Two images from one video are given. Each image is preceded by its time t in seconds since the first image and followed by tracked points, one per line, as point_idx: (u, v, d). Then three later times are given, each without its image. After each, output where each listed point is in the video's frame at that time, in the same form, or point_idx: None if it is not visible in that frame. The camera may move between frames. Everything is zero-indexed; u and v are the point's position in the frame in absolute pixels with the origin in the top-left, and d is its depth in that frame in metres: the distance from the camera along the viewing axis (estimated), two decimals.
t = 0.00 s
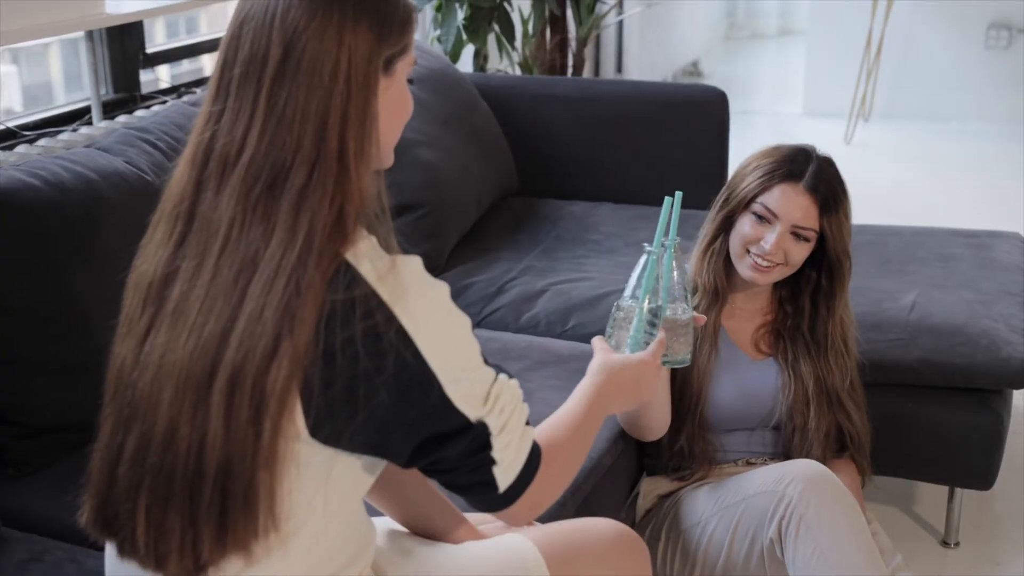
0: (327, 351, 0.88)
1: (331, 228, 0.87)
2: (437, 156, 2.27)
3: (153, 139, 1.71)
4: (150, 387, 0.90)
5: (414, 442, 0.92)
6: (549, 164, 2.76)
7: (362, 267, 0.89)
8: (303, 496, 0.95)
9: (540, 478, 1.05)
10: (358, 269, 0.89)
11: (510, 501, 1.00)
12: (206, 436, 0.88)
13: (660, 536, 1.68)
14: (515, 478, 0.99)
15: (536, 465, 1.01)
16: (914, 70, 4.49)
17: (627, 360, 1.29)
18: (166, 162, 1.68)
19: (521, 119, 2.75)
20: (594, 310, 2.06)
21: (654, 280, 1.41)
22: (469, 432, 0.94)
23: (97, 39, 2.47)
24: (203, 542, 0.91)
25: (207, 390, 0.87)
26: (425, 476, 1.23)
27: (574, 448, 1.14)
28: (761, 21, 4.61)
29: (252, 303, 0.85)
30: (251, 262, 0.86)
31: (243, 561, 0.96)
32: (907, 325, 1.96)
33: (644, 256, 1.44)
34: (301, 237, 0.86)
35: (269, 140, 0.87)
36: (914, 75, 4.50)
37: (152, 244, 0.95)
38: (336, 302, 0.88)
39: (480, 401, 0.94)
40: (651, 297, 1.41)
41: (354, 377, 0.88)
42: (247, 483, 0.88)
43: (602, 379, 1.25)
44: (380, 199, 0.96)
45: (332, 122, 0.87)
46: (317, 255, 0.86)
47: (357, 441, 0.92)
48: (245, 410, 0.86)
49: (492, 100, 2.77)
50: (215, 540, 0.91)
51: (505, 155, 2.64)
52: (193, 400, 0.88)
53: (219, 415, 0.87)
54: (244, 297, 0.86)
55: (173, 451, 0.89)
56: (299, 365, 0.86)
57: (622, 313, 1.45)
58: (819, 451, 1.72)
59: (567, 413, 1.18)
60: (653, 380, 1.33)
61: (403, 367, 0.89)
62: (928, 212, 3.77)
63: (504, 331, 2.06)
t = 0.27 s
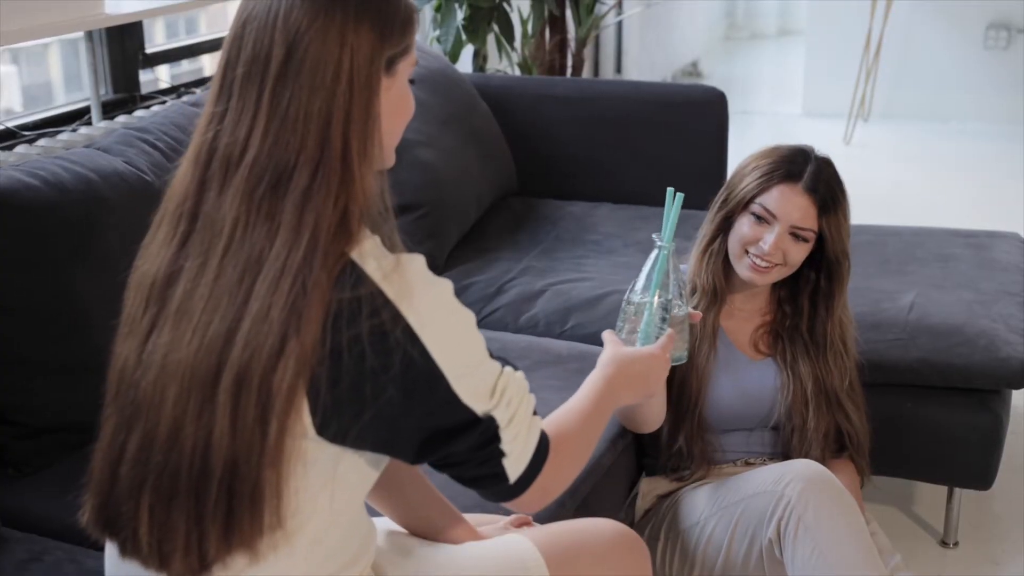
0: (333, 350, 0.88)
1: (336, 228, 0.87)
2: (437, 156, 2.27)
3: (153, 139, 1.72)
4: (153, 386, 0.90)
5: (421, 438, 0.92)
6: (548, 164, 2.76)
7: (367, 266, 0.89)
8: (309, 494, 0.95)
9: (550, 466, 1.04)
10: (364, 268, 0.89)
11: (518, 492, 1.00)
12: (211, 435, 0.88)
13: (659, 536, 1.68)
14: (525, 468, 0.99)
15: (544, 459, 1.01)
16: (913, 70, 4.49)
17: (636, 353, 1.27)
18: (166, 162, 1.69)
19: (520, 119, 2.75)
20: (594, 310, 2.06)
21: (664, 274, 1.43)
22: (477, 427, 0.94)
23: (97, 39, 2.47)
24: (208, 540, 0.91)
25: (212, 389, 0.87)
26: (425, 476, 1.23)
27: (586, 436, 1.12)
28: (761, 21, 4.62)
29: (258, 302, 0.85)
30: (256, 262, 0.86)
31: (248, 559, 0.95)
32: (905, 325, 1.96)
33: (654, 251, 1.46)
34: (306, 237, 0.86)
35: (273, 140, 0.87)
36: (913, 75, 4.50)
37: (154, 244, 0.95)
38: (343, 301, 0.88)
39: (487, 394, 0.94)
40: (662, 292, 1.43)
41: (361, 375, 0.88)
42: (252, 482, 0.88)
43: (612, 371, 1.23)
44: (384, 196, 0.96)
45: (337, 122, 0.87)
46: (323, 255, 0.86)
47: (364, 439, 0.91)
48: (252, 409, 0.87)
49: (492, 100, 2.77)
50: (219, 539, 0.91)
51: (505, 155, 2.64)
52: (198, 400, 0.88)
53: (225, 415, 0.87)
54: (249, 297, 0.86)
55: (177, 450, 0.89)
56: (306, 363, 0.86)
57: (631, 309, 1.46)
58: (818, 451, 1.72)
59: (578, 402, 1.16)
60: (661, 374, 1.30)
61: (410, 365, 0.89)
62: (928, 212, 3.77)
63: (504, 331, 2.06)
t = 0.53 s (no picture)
0: (337, 349, 0.88)
1: (339, 227, 0.87)
2: (437, 156, 2.27)
3: (153, 139, 1.72)
4: (156, 385, 0.90)
5: (426, 436, 0.92)
6: (548, 165, 2.76)
7: (371, 265, 0.90)
8: (312, 493, 0.95)
9: (553, 461, 1.04)
10: (367, 267, 0.89)
11: (523, 487, 1.00)
12: (214, 434, 0.88)
13: (659, 537, 1.68)
14: (529, 464, 0.99)
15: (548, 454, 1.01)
16: (913, 70, 4.49)
17: (642, 350, 1.26)
18: (166, 162, 1.69)
19: (520, 120, 2.76)
20: (593, 310, 2.06)
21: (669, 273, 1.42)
22: (482, 423, 0.94)
23: (96, 39, 2.47)
24: (210, 539, 0.91)
25: (216, 388, 0.87)
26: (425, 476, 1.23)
27: (590, 432, 1.12)
28: (761, 21, 4.62)
29: (261, 301, 0.85)
30: (259, 261, 0.86)
31: (251, 559, 0.95)
32: (905, 325, 1.96)
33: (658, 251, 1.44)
34: (310, 236, 0.86)
35: (276, 139, 0.87)
36: (913, 76, 4.50)
37: (157, 243, 0.95)
38: (347, 300, 0.88)
39: (491, 391, 0.94)
40: (667, 291, 1.41)
41: (365, 374, 0.88)
42: (255, 481, 0.89)
43: (617, 368, 1.22)
44: (387, 195, 0.96)
45: (341, 122, 0.87)
46: (327, 254, 0.86)
47: (368, 436, 0.91)
48: (256, 408, 0.87)
49: (492, 101, 2.77)
50: (222, 538, 0.91)
51: (504, 156, 2.64)
52: (201, 399, 0.88)
53: (229, 413, 0.87)
54: (253, 296, 0.86)
55: (180, 449, 0.90)
56: (310, 362, 0.86)
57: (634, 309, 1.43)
58: (818, 451, 1.73)
59: (583, 398, 1.16)
60: (667, 371, 1.28)
61: (414, 364, 0.89)
62: (927, 212, 3.77)
63: (503, 332, 2.06)
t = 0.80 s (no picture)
0: (340, 348, 0.88)
1: (342, 227, 0.87)
2: (437, 157, 2.27)
3: (153, 140, 1.72)
4: (158, 384, 0.90)
5: (428, 435, 0.92)
6: (548, 165, 2.77)
7: (374, 265, 0.90)
8: (314, 493, 0.95)
9: (556, 459, 1.04)
10: (370, 267, 0.89)
11: (526, 485, 1.00)
12: (217, 434, 0.88)
13: (659, 537, 1.68)
14: (532, 461, 0.99)
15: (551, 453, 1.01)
16: (913, 71, 4.49)
17: (645, 349, 1.25)
18: (166, 163, 1.69)
19: (520, 121, 2.76)
20: (594, 310, 2.07)
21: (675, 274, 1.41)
22: (485, 421, 0.94)
23: (96, 40, 2.47)
24: (212, 539, 0.91)
25: (218, 388, 0.87)
26: (425, 477, 1.23)
27: (593, 430, 1.12)
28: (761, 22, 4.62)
29: (264, 301, 0.85)
30: (262, 261, 0.86)
31: (253, 558, 0.95)
32: (905, 326, 1.96)
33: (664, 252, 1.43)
34: (313, 236, 0.86)
35: (279, 139, 0.87)
36: (913, 76, 4.50)
37: (159, 243, 0.95)
38: (350, 300, 0.88)
39: (494, 389, 0.94)
40: (672, 292, 1.41)
41: (369, 374, 0.88)
42: (257, 481, 0.89)
43: (620, 368, 1.22)
44: (389, 194, 0.96)
45: (344, 122, 0.87)
46: (330, 254, 0.86)
47: (371, 435, 0.91)
48: (259, 407, 0.87)
49: (492, 101, 2.77)
50: (224, 538, 0.91)
51: (504, 156, 2.65)
52: (204, 398, 0.88)
53: (231, 413, 0.87)
54: (256, 296, 0.86)
55: (182, 449, 0.90)
56: (313, 362, 0.86)
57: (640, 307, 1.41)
58: (818, 452, 1.73)
59: (586, 396, 1.16)
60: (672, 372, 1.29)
61: (417, 363, 0.89)
62: (928, 213, 3.77)
63: (504, 332, 2.06)
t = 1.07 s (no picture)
0: (342, 349, 0.88)
1: (343, 228, 0.87)
2: (437, 157, 2.27)
3: (154, 141, 1.72)
4: (159, 385, 0.90)
5: (430, 435, 0.92)
6: (548, 166, 2.77)
7: (375, 265, 0.90)
8: (316, 493, 0.95)
9: (558, 458, 1.04)
10: (372, 268, 0.89)
11: (527, 485, 1.00)
12: (218, 434, 0.88)
13: (659, 538, 1.68)
14: (534, 461, 0.99)
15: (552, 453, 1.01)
16: (914, 72, 4.49)
17: (647, 349, 1.25)
18: (167, 164, 1.69)
19: (521, 122, 2.76)
20: (594, 311, 2.07)
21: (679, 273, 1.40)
22: (486, 421, 0.94)
23: (97, 41, 2.47)
24: (213, 539, 0.91)
25: (219, 388, 0.87)
26: (425, 477, 1.23)
27: (595, 429, 1.12)
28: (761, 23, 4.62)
29: (266, 302, 0.86)
30: (264, 262, 0.87)
31: (254, 558, 0.95)
32: (905, 327, 1.96)
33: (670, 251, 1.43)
34: (314, 236, 0.86)
35: (281, 140, 0.87)
36: (914, 77, 4.50)
37: (160, 243, 0.95)
38: (351, 300, 0.88)
39: (495, 389, 0.94)
40: (677, 293, 1.40)
41: (370, 374, 0.88)
42: (259, 481, 0.89)
43: (623, 367, 1.22)
44: (391, 195, 0.96)
45: (346, 123, 0.87)
46: (331, 255, 0.86)
47: (372, 436, 0.91)
48: (261, 408, 0.87)
49: (492, 102, 2.77)
50: (225, 538, 0.91)
51: (505, 157, 2.65)
52: (205, 399, 0.88)
53: (233, 413, 0.87)
54: (258, 297, 0.86)
55: (184, 449, 0.90)
56: (315, 362, 0.86)
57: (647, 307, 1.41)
58: (819, 453, 1.73)
59: (589, 396, 1.16)
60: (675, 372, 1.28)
61: (419, 364, 0.89)
62: (928, 214, 3.77)
63: (504, 333, 2.06)
